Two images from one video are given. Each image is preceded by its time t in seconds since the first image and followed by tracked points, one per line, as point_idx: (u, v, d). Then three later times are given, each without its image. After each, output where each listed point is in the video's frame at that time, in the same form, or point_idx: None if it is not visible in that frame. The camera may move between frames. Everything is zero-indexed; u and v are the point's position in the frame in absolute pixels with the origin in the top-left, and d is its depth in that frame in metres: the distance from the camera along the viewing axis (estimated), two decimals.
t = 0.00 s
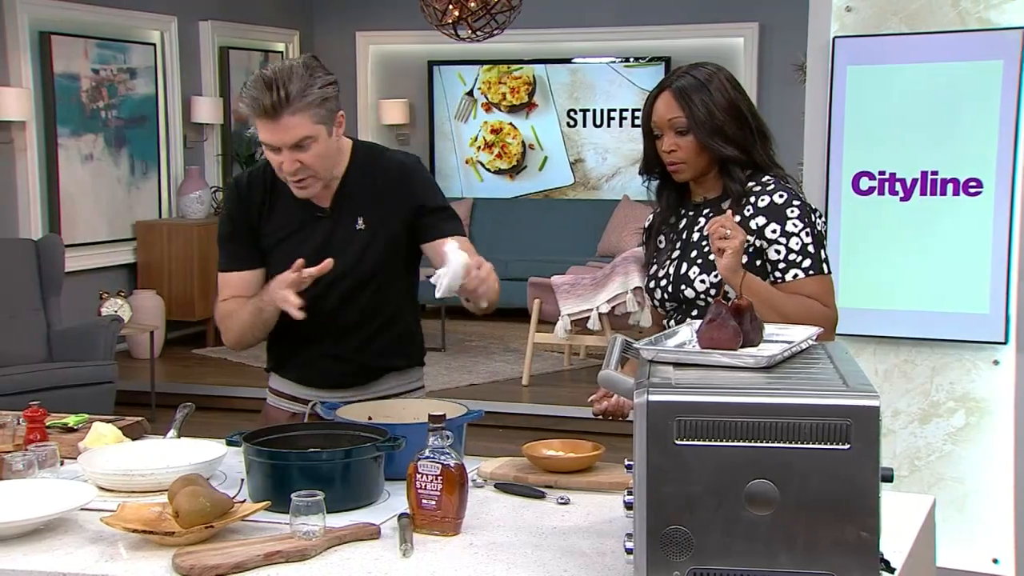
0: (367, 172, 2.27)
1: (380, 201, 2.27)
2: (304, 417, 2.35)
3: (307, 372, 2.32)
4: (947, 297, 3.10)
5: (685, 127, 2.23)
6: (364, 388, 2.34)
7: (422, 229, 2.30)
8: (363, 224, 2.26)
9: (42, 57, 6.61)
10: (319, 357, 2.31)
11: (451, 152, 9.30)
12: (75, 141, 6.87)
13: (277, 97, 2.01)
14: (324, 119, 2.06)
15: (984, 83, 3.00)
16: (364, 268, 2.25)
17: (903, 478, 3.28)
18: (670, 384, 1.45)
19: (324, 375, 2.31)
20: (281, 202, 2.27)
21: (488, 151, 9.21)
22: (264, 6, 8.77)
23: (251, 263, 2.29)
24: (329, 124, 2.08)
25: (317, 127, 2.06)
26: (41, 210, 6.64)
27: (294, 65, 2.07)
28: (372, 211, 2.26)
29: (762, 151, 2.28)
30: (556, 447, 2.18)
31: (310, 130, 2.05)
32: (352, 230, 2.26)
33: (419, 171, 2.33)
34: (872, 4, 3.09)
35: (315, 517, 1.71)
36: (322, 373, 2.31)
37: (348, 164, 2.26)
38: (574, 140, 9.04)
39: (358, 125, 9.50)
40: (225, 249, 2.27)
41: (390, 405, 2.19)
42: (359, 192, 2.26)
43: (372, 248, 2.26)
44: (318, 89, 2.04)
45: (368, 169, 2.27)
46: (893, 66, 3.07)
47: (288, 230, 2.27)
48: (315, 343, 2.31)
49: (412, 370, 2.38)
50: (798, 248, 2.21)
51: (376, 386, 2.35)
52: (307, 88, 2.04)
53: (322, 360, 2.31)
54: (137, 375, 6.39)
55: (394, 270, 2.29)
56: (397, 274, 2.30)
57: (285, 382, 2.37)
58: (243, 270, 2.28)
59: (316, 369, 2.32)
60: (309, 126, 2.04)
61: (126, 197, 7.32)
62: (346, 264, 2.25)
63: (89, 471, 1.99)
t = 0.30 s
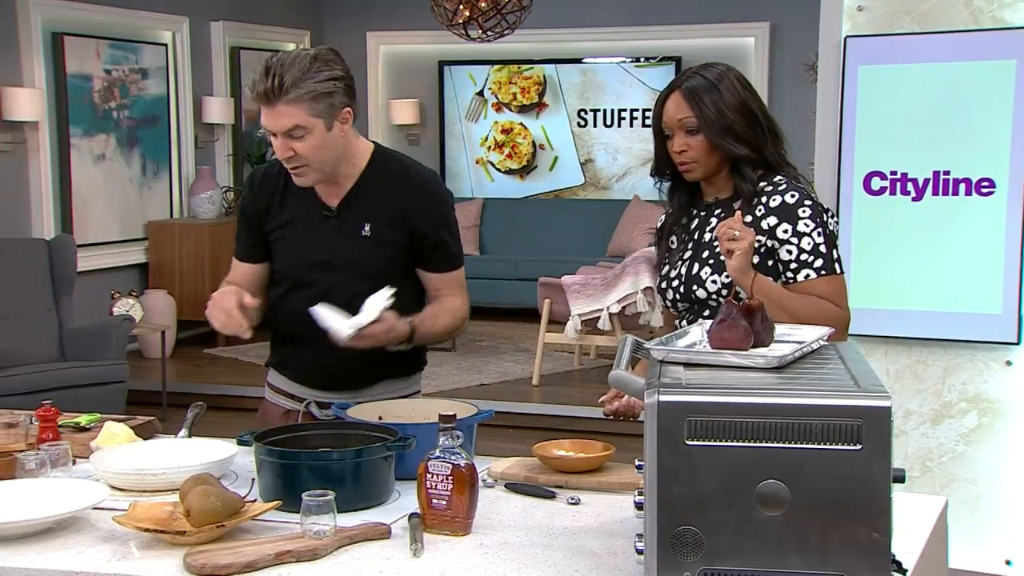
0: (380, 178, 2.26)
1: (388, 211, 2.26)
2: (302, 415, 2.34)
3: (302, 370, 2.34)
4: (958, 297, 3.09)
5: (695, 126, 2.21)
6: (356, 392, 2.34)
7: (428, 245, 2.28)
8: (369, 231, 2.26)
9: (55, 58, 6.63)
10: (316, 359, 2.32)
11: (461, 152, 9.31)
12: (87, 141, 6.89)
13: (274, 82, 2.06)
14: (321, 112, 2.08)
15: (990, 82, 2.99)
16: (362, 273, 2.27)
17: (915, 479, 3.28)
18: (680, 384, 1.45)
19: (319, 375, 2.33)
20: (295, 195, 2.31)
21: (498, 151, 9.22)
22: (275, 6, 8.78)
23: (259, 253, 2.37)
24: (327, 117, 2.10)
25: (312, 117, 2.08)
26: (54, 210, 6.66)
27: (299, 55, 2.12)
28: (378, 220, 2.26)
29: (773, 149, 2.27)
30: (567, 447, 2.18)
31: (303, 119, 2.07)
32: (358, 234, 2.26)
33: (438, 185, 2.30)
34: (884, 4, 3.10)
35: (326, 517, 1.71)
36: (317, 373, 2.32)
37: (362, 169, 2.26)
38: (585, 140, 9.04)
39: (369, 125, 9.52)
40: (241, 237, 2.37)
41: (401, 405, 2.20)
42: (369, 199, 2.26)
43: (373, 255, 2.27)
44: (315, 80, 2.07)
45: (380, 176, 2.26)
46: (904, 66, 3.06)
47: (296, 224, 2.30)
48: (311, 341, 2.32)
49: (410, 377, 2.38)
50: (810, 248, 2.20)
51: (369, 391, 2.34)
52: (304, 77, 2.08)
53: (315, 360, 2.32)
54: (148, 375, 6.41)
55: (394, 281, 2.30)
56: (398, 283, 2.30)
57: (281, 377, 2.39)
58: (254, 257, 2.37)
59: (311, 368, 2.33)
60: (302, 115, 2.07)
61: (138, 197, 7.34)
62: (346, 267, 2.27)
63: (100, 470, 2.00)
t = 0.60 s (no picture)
0: (373, 187, 2.28)
1: (378, 221, 2.28)
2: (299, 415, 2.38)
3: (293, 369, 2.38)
4: (978, 297, 3.06)
5: (714, 125, 2.19)
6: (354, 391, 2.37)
7: (415, 258, 2.29)
8: (357, 239, 2.29)
9: (76, 59, 6.67)
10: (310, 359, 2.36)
11: (479, 152, 9.32)
12: (108, 141, 6.92)
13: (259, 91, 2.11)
14: (299, 127, 2.11)
15: (997, 81, 2.98)
16: (347, 280, 2.30)
17: (936, 481, 3.27)
18: (698, 384, 1.44)
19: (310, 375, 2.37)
20: (293, 198, 2.36)
21: (516, 151, 9.22)
22: (294, 7, 8.81)
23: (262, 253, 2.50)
24: (308, 131, 2.12)
25: (291, 130, 2.11)
26: (74, 211, 6.69)
27: (290, 67, 2.15)
28: (367, 229, 2.28)
29: (790, 148, 2.25)
30: (585, 447, 2.18)
31: (281, 130, 2.10)
32: (349, 240, 2.29)
33: (432, 199, 2.30)
34: (904, 3, 3.10)
35: (344, 516, 1.71)
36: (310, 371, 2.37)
37: (356, 177, 2.29)
38: (603, 140, 9.03)
39: (387, 126, 9.53)
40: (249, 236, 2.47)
41: (419, 405, 2.20)
42: (359, 207, 2.28)
43: (361, 263, 2.29)
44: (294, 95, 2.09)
45: (373, 184, 2.28)
46: (921, 66, 3.05)
47: (290, 226, 2.36)
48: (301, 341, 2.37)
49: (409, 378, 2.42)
50: (828, 248, 2.18)
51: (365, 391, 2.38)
52: (286, 92, 2.10)
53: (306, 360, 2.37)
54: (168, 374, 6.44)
55: (380, 290, 2.32)
56: (384, 293, 2.33)
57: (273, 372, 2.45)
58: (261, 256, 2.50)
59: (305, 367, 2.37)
60: (281, 127, 2.10)
61: (157, 197, 7.38)
62: (332, 273, 2.31)
63: (120, 468, 2.01)
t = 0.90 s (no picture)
0: (325, 182, 2.30)
1: (334, 217, 2.30)
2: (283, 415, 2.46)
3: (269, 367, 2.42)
4: (1007, 298, 3.02)
5: (742, 124, 2.15)
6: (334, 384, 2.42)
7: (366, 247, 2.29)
8: (314, 233, 2.30)
9: (108, 60, 6.72)
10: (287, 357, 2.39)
11: (507, 152, 9.34)
12: (139, 141, 6.97)
13: (210, 98, 2.08)
14: (256, 128, 2.10)
15: None
16: (307, 276, 2.32)
17: (968, 483, 3.25)
18: (727, 385, 1.44)
19: (287, 371, 2.41)
20: (247, 200, 2.37)
21: (544, 151, 9.23)
22: (323, 8, 8.85)
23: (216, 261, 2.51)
24: (264, 130, 2.12)
25: (247, 133, 2.11)
26: (106, 211, 6.74)
27: (235, 69, 2.13)
28: (324, 223, 2.30)
29: (817, 149, 2.20)
30: (613, 448, 2.18)
31: (236, 133, 2.10)
32: (305, 239, 2.31)
33: (383, 189, 2.32)
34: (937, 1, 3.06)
35: (372, 516, 1.72)
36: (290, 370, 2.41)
37: (307, 174, 2.30)
38: (630, 140, 9.03)
39: (415, 126, 9.57)
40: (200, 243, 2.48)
41: (446, 405, 2.21)
42: (313, 202, 2.30)
43: (319, 259, 2.31)
44: (246, 97, 2.08)
45: (325, 180, 2.30)
46: (950, 64, 3.01)
47: (245, 228, 2.37)
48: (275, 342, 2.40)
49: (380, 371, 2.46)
50: (845, 247, 2.14)
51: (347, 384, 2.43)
52: (238, 94, 2.09)
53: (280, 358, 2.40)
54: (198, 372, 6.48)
55: (338, 285, 2.34)
56: (343, 287, 2.34)
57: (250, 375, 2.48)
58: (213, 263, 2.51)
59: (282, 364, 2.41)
60: (236, 129, 2.09)
61: (188, 197, 7.44)
62: (292, 270, 2.33)
63: (151, 467, 2.02)
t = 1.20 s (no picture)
0: (327, 175, 2.33)
1: (337, 209, 2.32)
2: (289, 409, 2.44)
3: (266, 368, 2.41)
4: None
5: (761, 123, 2.11)
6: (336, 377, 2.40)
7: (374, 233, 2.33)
8: (318, 225, 2.32)
9: (141, 62, 6.76)
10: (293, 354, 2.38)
11: (535, 152, 9.34)
12: (170, 142, 7.02)
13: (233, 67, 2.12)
14: (272, 103, 2.14)
15: None
16: (314, 270, 2.33)
17: (1001, 486, 3.18)
18: (756, 386, 1.43)
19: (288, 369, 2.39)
20: (247, 197, 2.37)
21: (572, 151, 9.23)
22: (352, 8, 8.88)
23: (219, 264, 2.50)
24: (276, 109, 2.15)
25: (262, 108, 2.13)
26: (137, 211, 6.79)
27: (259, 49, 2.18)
28: (328, 214, 2.32)
29: (833, 149, 2.16)
30: (641, 448, 2.18)
31: (250, 105, 2.12)
32: (308, 230, 2.32)
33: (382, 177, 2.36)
34: None
35: (400, 515, 1.72)
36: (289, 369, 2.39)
37: (307, 167, 2.33)
38: (659, 140, 9.01)
39: (443, 126, 9.58)
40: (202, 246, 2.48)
41: (473, 405, 2.21)
42: (315, 194, 2.32)
43: (322, 251, 2.31)
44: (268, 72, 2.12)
45: (327, 174, 2.33)
46: (981, 62, 2.98)
47: (246, 224, 2.37)
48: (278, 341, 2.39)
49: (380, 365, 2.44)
50: (855, 248, 2.07)
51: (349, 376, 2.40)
52: (260, 68, 2.13)
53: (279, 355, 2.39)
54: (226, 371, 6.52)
55: (342, 279, 2.35)
56: (348, 280, 2.36)
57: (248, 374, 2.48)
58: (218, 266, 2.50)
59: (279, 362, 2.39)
60: (250, 101, 2.12)
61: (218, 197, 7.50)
62: (296, 264, 2.33)
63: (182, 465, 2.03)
